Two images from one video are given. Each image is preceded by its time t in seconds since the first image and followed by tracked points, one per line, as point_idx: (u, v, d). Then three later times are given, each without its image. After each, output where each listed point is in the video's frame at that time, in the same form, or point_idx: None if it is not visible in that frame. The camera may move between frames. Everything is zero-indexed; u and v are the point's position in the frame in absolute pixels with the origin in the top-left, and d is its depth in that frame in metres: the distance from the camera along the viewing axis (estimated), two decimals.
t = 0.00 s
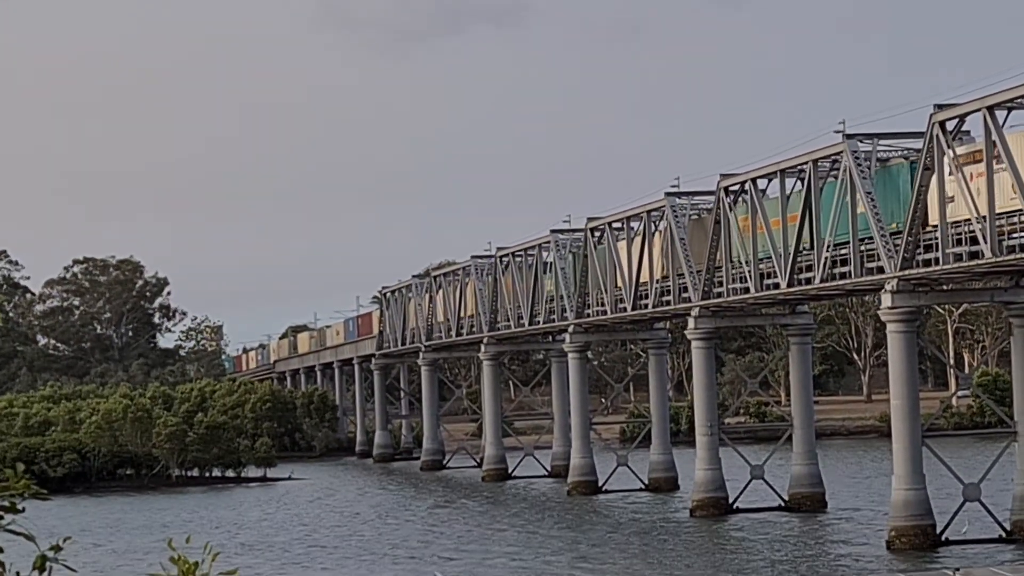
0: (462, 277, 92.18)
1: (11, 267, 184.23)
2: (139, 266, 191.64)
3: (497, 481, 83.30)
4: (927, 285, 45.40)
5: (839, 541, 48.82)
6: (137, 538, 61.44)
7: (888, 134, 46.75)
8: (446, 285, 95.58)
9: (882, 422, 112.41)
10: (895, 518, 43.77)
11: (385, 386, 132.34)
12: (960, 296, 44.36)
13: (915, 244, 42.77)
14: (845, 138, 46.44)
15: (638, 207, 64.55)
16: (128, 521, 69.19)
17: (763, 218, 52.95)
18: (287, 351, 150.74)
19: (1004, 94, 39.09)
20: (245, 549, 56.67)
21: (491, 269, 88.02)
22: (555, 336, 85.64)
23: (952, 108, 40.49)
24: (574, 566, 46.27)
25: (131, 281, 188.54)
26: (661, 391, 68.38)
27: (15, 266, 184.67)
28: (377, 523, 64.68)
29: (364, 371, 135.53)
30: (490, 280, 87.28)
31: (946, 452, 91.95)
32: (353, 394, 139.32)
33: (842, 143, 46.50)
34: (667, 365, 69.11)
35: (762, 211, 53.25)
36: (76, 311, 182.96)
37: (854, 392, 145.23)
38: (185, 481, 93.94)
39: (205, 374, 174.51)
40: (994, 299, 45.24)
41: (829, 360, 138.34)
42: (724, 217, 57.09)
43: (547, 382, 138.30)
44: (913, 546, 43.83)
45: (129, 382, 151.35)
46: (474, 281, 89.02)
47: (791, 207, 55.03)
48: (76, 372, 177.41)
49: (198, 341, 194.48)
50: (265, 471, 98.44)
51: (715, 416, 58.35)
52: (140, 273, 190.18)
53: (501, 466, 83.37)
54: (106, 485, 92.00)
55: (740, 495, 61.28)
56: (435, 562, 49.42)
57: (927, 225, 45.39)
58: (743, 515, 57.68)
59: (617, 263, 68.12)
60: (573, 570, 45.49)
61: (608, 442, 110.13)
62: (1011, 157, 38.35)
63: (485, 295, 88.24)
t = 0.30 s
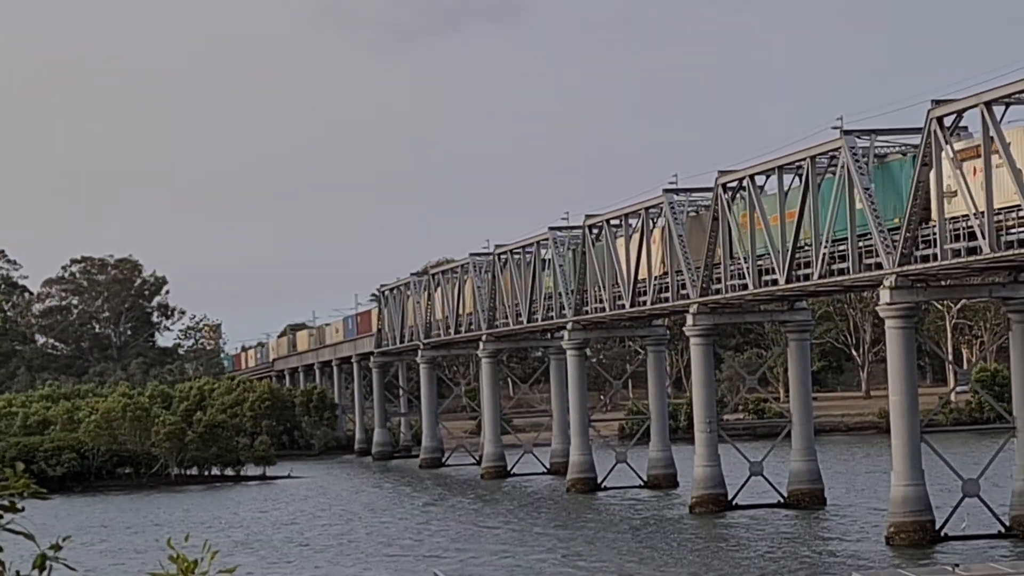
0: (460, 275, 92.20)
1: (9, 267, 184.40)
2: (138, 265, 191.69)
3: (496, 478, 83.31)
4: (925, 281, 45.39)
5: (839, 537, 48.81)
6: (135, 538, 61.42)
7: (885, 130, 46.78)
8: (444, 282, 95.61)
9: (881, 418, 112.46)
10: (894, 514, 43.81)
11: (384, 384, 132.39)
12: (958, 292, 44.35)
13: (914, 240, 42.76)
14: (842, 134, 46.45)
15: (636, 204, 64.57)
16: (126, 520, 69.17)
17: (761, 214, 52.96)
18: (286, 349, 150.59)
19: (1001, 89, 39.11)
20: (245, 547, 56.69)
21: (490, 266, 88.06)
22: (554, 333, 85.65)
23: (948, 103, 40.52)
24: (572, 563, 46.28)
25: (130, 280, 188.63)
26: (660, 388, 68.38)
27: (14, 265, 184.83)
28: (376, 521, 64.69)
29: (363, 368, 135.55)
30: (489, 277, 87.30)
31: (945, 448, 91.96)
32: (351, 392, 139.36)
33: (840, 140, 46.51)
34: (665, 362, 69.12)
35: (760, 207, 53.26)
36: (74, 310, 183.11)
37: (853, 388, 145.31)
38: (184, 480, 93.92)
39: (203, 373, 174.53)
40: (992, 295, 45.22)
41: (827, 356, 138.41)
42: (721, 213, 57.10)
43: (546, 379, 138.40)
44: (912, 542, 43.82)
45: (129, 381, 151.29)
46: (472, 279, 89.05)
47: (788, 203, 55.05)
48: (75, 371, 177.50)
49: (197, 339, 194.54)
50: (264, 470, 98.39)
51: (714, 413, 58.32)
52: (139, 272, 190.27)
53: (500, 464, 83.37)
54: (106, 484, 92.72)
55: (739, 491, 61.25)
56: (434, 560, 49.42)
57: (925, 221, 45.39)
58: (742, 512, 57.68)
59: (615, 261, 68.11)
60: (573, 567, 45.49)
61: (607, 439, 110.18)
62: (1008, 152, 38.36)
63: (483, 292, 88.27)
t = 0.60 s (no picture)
0: (460, 272, 92.22)
1: (10, 266, 184.46)
2: (138, 263, 191.65)
3: (497, 476, 83.31)
4: (925, 277, 45.39)
5: (839, 533, 48.85)
6: (136, 536, 61.41)
7: (884, 126, 46.76)
8: (444, 281, 95.65)
9: (881, 414, 112.46)
10: (895, 510, 43.83)
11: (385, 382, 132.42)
12: (958, 288, 44.34)
13: (913, 236, 42.78)
14: (842, 130, 46.42)
15: (636, 201, 64.56)
16: (127, 519, 69.16)
17: (761, 210, 52.93)
18: (286, 347, 150.56)
19: (1000, 85, 39.12)
20: (246, 546, 56.70)
21: (489, 264, 88.08)
22: (554, 330, 85.64)
23: (948, 99, 40.52)
24: (572, 560, 46.31)
25: (131, 278, 188.57)
26: (660, 385, 68.39)
27: (15, 265, 184.92)
28: (376, 518, 64.72)
29: (364, 366, 135.55)
30: (488, 274, 87.29)
31: (946, 444, 91.96)
32: (352, 390, 139.43)
33: (840, 136, 46.49)
34: (666, 358, 69.12)
35: (760, 204, 53.25)
36: (74, 309, 183.14)
37: (853, 384, 145.30)
38: (185, 478, 93.93)
39: (205, 372, 174.49)
40: (993, 290, 45.18)
41: (827, 353, 138.47)
42: (722, 210, 57.08)
43: (546, 376, 138.41)
44: (913, 538, 43.84)
45: (129, 380, 151.21)
46: (472, 276, 89.07)
47: (789, 199, 55.04)
48: (76, 370, 177.51)
49: (197, 338, 194.58)
50: (265, 467, 98.37)
51: (714, 409, 58.33)
52: (140, 270, 190.23)
53: (501, 461, 83.35)
54: (107, 482, 92.69)
55: (740, 488, 61.27)
56: (435, 557, 49.40)
57: (924, 216, 45.40)
58: (743, 508, 57.71)
59: (615, 257, 68.12)
60: (574, 564, 45.49)
61: (607, 436, 110.23)
62: (1007, 147, 38.34)
63: (483, 290, 88.30)
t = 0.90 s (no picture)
0: (465, 271, 92.26)
1: (14, 267, 184.62)
2: (143, 264, 191.71)
3: (501, 475, 83.28)
4: (929, 274, 45.35)
5: (844, 531, 48.82)
6: (141, 537, 61.40)
7: (888, 123, 46.75)
8: (448, 280, 95.65)
9: (886, 412, 112.47)
10: (900, 507, 43.85)
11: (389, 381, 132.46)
12: (962, 285, 44.31)
13: (917, 233, 42.75)
14: (846, 128, 46.40)
15: (640, 199, 64.52)
16: (134, 519, 69.27)
17: (765, 208, 52.93)
18: (291, 346, 150.63)
19: (1004, 82, 39.09)
20: (250, 546, 56.69)
21: (493, 263, 88.12)
22: (558, 328, 85.66)
23: (952, 96, 40.48)
24: (576, 559, 46.31)
25: (135, 278, 188.61)
26: (665, 383, 68.35)
27: (19, 266, 185.04)
28: (381, 518, 64.71)
29: (368, 366, 135.56)
30: (493, 273, 87.32)
31: (950, 441, 91.88)
32: (357, 390, 139.50)
33: (843, 133, 46.46)
34: (670, 357, 69.13)
35: (764, 202, 53.23)
36: (79, 310, 183.17)
37: (858, 382, 145.24)
38: (190, 478, 93.96)
39: (210, 372, 174.54)
40: (996, 287, 45.15)
41: (831, 350, 138.36)
42: (725, 208, 57.06)
43: (551, 374, 138.36)
44: (918, 535, 43.83)
45: (134, 381, 151.22)
46: (476, 276, 89.07)
47: (793, 197, 55.03)
48: (80, 371, 177.60)
49: (201, 338, 194.78)
50: (269, 467, 98.38)
51: (719, 408, 58.32)
52: (144, 271, 190.24)
53: (506, 460, 83.33)
54: (113, 482, 92.15)
55: (745, 486, 61.25)
56: (438, 556, 49.47)
57: (929, 213, 45.36)
58: (748, 506, 57.69)
59: (619, 256, 68.09)
60: (578, 562, 45.55)
61: (612, 435, 110.23)
62: (1011, 144, 38.33)
63: (487, 289, 88.30)
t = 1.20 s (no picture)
0: (467, 269, 92.25)
1: (16, 266, 184.72)
2: (145, 263, 191.78)
3: (504, 473, 83.29)
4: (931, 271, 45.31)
5: (846, 528, 48.80)
6: (144, 536, 61.46)
7: (890, 120, 46.73)
8: (451, 279, 95.66)
9: (888, 409, 112.46)
10: (903, 504, 43.82)
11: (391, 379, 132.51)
12: (964, 282, 44.27)
13: (919, 230, 42.72)
14: (847, 125, 46.38)
15: (642, 197, 64.50)
16: (137, 519, 69.30)
17: (767, 205, 52.90)
18: (294, 345, 150.63)
19: (1006, 78, 39.05)
20: (252, 545, 56.74)
21: (496, 261, 88.12)
22: (561, 326, 85.66)
23: (954, 92, 40.45)
24: (577, 557, 46.31)
25: (137, 277, 188.67)
26: (668, 381, 68.34)
27: (21, 265, 185.15)
28: (383, 516, 64.73)
29: (370, 365, 135.60)
30: (495, 271, 87.33)
31: (953, 438, 91.80)
32: (359, 388, 139.58)
33: (845, 130, 46.44)
34: (672, 355, 69.10)
35: (765, 199, 53.21)
36: (81, 309, 183.22)
37: (861, 379, 145.22)
38: (193, 477, 94.06)
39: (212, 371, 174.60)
40: (999, 284, 45.10)
41: (834, 348, 138.28)
42: (727, 205, 57.03)
43: (553, 372, 138.35)
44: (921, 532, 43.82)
45: (136, 380, 151.35)
46: (478, 274, 89.08)
47: (794, 194, 55.00)
48: (82, 370, 177.71)
49: (204, 337, 194.83)
50: (272, 466, 98.41)
51: (721, 405, 58.31)
52: (146, 269, 190.28)
53: (508, 458, 83.33)
54: (116, 482, 92.01)
55: (748, 483, 61.23)
56: (440, 555, 49.47)
57: (931, 210, 45.33)
58: (750, 504, 57.67)
59: (621, 253, 68.07)
60: (582, 560, 45.53)
61: (614, 433, 110.25)
62: (1013, 141, 38.30)
63: (489, 287, 88.32)
